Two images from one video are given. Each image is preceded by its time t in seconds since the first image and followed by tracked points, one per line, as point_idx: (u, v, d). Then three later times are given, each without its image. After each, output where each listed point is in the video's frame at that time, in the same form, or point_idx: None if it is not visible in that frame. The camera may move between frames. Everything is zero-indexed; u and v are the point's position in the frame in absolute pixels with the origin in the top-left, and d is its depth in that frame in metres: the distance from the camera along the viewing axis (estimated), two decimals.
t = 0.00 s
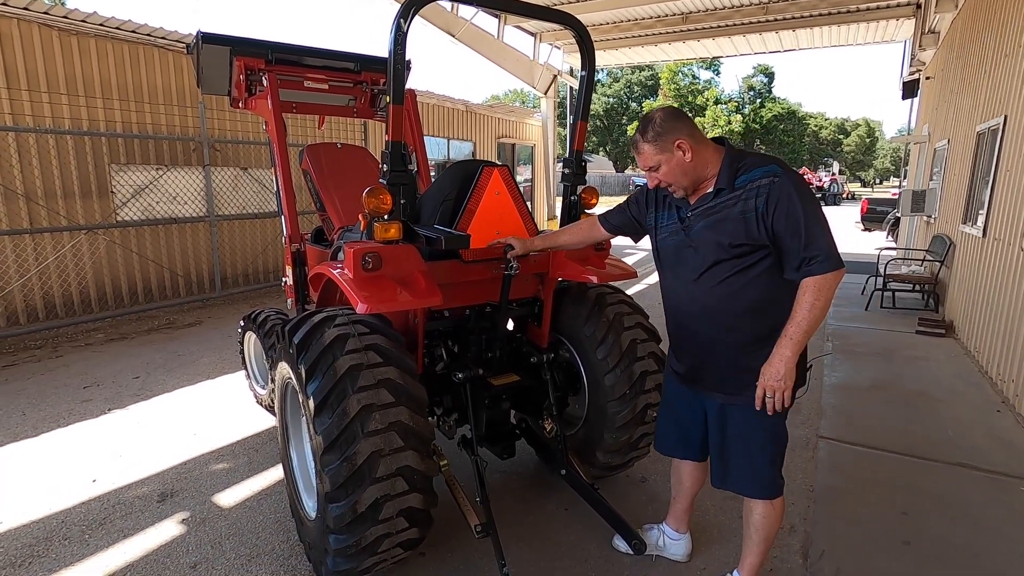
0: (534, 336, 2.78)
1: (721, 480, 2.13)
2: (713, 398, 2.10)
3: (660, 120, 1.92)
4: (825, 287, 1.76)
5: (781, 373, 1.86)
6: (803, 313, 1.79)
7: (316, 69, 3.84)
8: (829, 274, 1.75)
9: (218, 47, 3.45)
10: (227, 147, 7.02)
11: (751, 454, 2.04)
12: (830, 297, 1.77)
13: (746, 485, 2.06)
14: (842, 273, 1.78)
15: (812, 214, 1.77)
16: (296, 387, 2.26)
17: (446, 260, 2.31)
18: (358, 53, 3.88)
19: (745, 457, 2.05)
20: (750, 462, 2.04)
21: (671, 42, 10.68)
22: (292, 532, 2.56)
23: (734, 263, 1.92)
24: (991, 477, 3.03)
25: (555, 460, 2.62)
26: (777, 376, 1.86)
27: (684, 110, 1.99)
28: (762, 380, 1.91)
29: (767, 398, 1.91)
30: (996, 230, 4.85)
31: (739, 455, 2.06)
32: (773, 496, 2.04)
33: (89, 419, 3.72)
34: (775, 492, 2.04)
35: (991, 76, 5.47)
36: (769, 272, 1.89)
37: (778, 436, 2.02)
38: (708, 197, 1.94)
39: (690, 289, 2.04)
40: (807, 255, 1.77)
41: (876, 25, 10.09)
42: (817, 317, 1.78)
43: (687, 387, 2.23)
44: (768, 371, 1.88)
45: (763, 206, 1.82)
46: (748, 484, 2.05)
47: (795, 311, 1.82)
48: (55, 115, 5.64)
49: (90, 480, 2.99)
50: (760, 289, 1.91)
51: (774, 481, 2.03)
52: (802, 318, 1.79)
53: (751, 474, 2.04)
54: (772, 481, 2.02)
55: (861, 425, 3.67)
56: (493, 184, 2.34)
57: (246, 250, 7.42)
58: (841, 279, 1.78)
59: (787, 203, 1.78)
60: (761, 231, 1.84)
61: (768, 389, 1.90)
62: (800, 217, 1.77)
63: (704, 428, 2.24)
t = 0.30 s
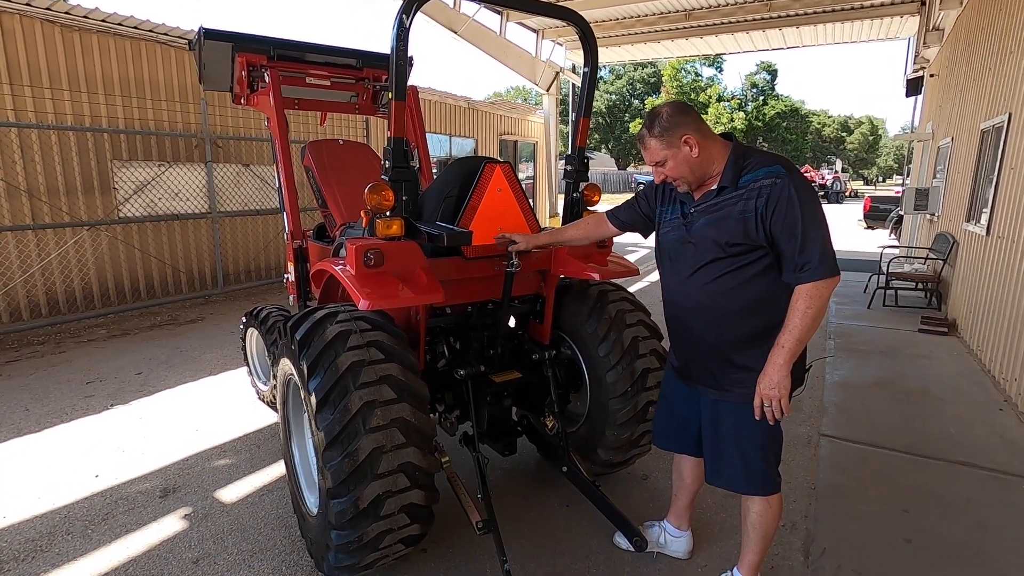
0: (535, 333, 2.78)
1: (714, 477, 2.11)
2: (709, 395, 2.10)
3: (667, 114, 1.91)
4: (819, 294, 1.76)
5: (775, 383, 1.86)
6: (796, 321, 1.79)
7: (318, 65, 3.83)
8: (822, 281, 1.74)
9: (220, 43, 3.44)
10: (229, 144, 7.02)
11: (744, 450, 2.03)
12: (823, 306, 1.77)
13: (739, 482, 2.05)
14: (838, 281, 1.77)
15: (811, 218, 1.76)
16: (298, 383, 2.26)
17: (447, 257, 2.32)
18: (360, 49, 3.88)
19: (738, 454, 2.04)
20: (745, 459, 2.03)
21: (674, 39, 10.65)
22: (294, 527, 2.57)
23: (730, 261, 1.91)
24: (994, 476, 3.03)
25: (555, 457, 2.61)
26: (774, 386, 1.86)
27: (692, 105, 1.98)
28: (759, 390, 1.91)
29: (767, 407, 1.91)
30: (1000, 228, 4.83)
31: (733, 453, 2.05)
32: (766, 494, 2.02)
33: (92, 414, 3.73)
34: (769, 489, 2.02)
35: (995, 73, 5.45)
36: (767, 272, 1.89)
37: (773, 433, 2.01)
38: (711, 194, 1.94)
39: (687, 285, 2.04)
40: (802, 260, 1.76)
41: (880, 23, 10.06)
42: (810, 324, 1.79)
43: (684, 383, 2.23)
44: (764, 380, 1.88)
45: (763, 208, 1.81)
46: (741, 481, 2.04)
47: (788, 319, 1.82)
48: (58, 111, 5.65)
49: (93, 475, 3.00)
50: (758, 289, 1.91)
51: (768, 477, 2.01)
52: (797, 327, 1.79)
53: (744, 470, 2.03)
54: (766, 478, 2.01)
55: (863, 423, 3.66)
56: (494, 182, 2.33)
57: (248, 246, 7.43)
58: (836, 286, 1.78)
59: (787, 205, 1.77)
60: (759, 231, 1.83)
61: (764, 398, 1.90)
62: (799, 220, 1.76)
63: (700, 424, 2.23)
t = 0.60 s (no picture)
0: (535, 334, 2.78)
1: (710, 475, 2.12)
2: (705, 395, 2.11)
3: (674, 114, 1.91)
4: (797, 305, 1.75)
5: (737, 383, 1.82)
6: (771, 326, 1.77)
7: (319, 66, 3.84)
8: (806, 292, 1.73)
9: (221, 43, 3.45)
10: (229, 144, 7.02)
11: (739, 451, 2.03)
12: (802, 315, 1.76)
13: (735, 483, 2.04)
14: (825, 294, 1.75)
15: (805, 228, 1.75)
16: (298, 384, 2.26)
17: (448, 258, 2.32)
18: (361, 50, 3.89)
19: (733, 453, 2.04)
20: (739, 460, 2.03)
21: (674, 41, 10.66)
22: (293, 528, 2.57)
23: (724, 263, 1.93)
24: (992, 478, 3.03)
25: (555, 458, 2.61)
26: (736, 386, 1.83)
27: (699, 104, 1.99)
28: (719, 387, 1.87)
29: (722, 407, 1.88)
30: (999, 231, 4.84)
31: (729, 454, 2.05)
32: (764, 494, 2.02)
33: (90, 415, 3.72)
34: (766, 489, 2.02)
35: (994, 76, 5.47)
36: (761, 278, 1.89)
37: (770, 433, 2.00)
38: (713, 197, 1.95)
39: (682, 284, 2.07)
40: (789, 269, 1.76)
41: (880, 26, 10.08)
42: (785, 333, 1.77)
43: (680, 384, 2.24)
44: (726, 378, 1.85)
45: (758, 213, 1.82)
46: (737, 481, 2.04)
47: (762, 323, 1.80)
48: (59, 111, 5.65)
49: (92, 476, 3.00)
50: (751, 294, 1.92)
51: (764, 478, 2.01)
52: (771, 333, 1.77)
53: (740, 470, 2.03)
54: (764, 479, 2.00)
55: (861, 425, 3.67)
56: (494, 184, 2.32)
57: (247, 246, 7.42)
58: (822, 299, 1.76)
59: (782, 213, 1.77)
60: (753, 235, 1.84)
61: (722, 397, 1.86)
62: (793, 228, 1.75)
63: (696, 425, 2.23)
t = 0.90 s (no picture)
0: (534, 332, 2.79)
1: (710, 469, 2.14)
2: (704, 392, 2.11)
3: (677, 112, 1.95)
4: (781, 305, 1.77)
5: (727, 379, 1.90)
6: (755, 324, 1.81)
7: (319, 64, 3.83)
8: (791, 292, 1.75)
9: (221, 41, 3.44)
10: (229, 142, 7.02)
11: (738, 448, 2.03)
12: (790, 316, 1.78)
13: (732, 481, 2.06)
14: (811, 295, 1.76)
15: (793, 228, 1.75)
16: (298, 382, 2.27)
17: (447, 256, 2.33)
18: (361, 48, 3.88)
19: (732, 450, 2.04)
20: (737, 459, 2.03)
21: (674, 40, 10.65)
22: (294, 525, 2.57)
23: (716, 259, 1.94)
24: (990, 476, 3.04)
25: (555, 455, 2.62)
26: (726, 382, 1.90)
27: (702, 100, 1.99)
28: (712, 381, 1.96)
29: (716, 398, 1.97)
30: (998, 230, 4.84)
31: (726, 453, 2.06)
32: (763, 492, 2.02)
33: (90, 412, 3.73)
34: (766, 488, 2.01)
35: (994, 75, 5.47)
36: (751, 277, 1.90)
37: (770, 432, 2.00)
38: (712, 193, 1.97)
39: (677, 278, 2.08)
40: (774, 268, 1.77)
41: (880, 24, 10.07)
42: (769, 332, 1.80)
43: (681, 380, 2.24)
44: (717, 373, 1.93)
45: (748, 212, 1.83)
46: (736, 478, 2.04)
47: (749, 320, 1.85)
48: (58, 109, 5.65)
49: (93, 473, 3.00)
50: (741, 292, 1.92)
51: (764, 477, 2.00)
52: (753, 329, 1.82)
53: (738, 467, 2.03)
54: (764, 479, 2.00)
55: (861, 424, 3.67)
56: (494, 182, 2.32)
57: (247, 244, 7.42)
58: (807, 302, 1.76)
59: (770, 213, 1.78)
60: (744, 233, 1.85)
61: (715, 390, 1.95)
62: (780, 227, 1.76)
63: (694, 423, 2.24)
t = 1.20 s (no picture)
0: (534, 333, 2.80)
1: (700, 470, 2.14)
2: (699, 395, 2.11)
3: (685, 108, 1.96)
4: (748, 299, 1.78)
5: (683, 362, 1.92)
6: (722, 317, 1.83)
7: (318, 65, 3.84)
8: (767, 287, 1.75)
9: (221, 42, 3.45)
10: (228, 143, 7.02)
11: (729, 451, 2.04)
12: (754, 311, 1.78)
13: (726, 483, 2.06)
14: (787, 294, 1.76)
15: (782, 227, 1.75)
16: (298, 382, 2.27)
17: (447, 257, 2.34)
18: (360, 50, 3.89)
19: (723, 454, 2.05)
20: (731, 460, 2.04)
21: (673, 41, 10.65)
22: (293, 526, 2.58)
23: (714, 257, 1.95)
24: (988, 477, 3.05)
25: (555, 456, 2.62)
26: (682, 368, 1.92)
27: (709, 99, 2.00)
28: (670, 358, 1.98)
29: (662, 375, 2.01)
30: (996, 231, 4.85)
31: (721, 455, 2.06)
32: (753, 496, 2.03)
33: (89, 413, 3.73)
34: (756, 492, 2.03)
35: (992, 76, 5.49)
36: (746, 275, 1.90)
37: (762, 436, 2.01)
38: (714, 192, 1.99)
39: (676, 276, 2.10)
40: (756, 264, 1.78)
41: (879, 26, 10.09)
42: (729, 323, 1.81)
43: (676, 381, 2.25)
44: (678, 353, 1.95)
45: (742, 210, 1.84)
46: (725, 481, 2.06)
47: (718, 313, 1.87)
48: (58, 109, 5.65)
49: (92, 473, 3.00)
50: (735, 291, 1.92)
51: (754, 481, 2.02)
52: (717, 319, 1.84)
53: (730, 470, 2.04)
54: (756, 481, 2.01)
55: (859, 425, 3.68)
56: (493, 183, 2.32)
57: (246, 245, 7.42)
58: (780, 301, 1.76)
59: (762, 210, 1.79)
60: (738, 231, 1.86)
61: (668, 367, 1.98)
62: (770, 225, 1.76)
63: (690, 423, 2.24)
